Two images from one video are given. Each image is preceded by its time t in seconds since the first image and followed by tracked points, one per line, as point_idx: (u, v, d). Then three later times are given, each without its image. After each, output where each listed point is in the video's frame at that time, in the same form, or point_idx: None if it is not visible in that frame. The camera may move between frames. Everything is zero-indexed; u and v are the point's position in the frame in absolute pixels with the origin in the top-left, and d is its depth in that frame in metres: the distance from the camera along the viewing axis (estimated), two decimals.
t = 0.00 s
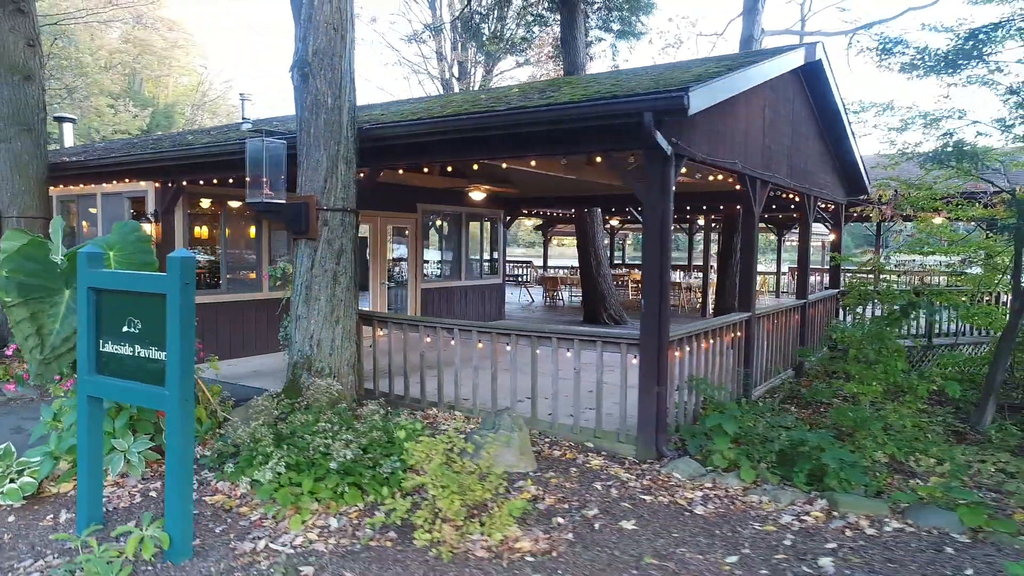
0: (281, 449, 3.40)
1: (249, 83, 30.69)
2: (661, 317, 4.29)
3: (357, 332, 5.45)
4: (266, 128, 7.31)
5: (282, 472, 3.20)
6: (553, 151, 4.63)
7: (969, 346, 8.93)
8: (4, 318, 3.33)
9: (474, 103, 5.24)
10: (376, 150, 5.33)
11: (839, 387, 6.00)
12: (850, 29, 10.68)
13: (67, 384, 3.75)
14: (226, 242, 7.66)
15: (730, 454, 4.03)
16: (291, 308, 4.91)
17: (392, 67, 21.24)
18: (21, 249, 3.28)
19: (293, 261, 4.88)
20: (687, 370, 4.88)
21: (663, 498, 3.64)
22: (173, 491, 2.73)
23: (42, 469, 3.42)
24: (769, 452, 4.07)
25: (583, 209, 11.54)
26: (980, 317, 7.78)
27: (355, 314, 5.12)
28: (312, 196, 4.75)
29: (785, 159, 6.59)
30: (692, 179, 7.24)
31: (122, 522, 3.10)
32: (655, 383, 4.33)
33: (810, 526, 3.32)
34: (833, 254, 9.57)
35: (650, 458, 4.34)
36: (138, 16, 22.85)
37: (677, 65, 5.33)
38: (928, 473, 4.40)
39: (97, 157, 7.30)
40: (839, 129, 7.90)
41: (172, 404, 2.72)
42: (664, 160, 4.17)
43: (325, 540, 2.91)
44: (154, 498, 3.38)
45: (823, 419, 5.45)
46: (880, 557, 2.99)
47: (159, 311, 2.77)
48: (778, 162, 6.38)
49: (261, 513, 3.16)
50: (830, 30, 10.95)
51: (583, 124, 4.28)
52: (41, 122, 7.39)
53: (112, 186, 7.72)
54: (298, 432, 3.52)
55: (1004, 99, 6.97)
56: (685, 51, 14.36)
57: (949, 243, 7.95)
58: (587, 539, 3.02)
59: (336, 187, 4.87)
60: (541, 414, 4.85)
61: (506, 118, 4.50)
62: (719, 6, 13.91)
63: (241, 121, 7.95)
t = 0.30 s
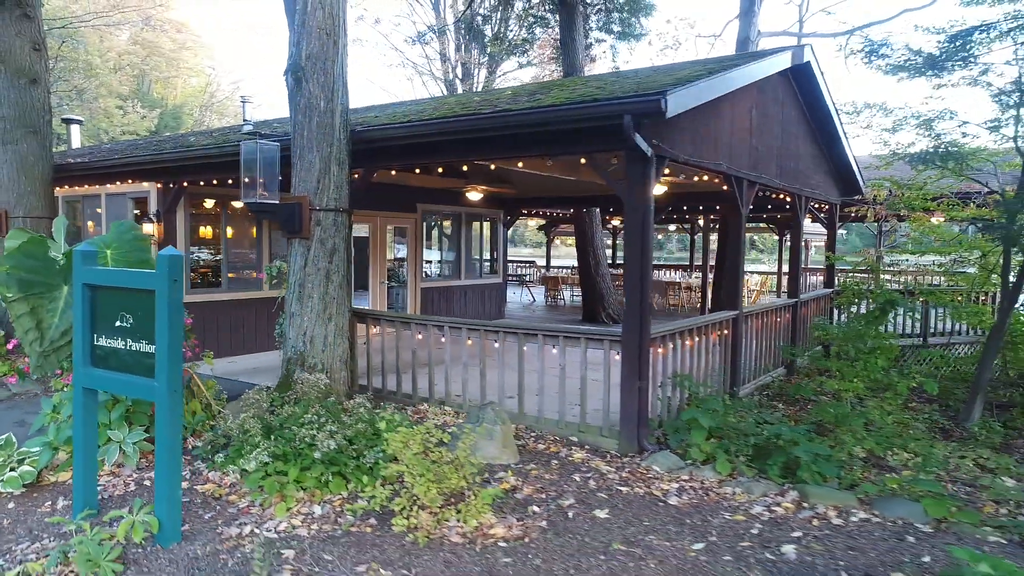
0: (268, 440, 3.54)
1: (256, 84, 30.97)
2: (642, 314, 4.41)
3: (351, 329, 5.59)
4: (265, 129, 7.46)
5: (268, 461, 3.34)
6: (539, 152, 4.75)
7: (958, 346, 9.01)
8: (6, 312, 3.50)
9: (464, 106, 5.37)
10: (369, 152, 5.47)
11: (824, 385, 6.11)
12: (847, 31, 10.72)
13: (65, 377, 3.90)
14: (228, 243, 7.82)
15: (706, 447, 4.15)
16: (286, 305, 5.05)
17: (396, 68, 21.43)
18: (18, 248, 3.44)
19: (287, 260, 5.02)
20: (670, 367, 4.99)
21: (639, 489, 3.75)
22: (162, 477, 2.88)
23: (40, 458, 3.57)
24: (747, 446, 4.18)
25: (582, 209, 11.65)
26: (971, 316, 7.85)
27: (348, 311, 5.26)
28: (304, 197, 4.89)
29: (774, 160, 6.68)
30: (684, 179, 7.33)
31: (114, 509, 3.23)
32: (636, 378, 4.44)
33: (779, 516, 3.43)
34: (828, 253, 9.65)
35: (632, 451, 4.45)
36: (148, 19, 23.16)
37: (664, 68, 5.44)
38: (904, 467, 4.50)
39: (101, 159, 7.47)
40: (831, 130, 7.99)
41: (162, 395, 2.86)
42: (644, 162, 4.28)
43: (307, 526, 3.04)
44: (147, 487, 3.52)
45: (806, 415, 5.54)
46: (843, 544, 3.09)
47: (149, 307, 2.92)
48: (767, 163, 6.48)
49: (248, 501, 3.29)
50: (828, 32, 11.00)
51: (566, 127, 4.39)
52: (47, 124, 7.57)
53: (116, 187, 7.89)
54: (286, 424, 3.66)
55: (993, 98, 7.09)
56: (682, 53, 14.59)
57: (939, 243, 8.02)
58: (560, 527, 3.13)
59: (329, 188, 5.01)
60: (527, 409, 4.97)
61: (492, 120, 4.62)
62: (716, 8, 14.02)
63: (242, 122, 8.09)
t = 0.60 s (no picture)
0: (260, 431, 3.69)
1: (262, 85, 31.22)
2: (625, 311, 4.54)
3: (346, 327, 5.74)
4: (265, 131, 7.61)
5: (260, 452, 3.50)
6: (527, 155, 4.89)
7: (949, 346, 9.12)
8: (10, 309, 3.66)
9: (456, 109, 5.51)
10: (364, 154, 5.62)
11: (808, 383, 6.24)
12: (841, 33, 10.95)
13: (67, 372, 4.06)
14: (229, 243, 7.98)
15: (687, 441, 4.28)
16: (282, 303, 5.20)
17: (399, 70, 21.61)
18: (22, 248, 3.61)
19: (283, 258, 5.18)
20: (655, 364, 5.12)
21: (619, 480, 3.89)
22: (158, 464, 3.03)
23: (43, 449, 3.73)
24: (727, 441, 4.30)
25: (580, 209, 11.78)
26: (959, 315, 7.95)
27: (343, 309, 5.41)
28: (299, 198, 5.04)
29: (763, 161, 6.81)
30: (676, 180, 7.46)
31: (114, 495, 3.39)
32: (620, 374, 4.57)
33: (752, 506, 3.56)
34: (821, 253, 9.76)
35: (616, 444, 4.59)
36: (154, 20, 23.41)
37: (651, 71, 5.56)
38: (882, 461, 4.62)
39: (105, 161, 7.65)
40: (821, 131, 8.10)
41: (158, 386, 3.01)
42: (628, 164, 4.42)
43: (296, 512, 3.19)
44: (145, 475, 3.67)
45: (789, 410, 5.67)
46: (809, 532, 3.22)
47: (146, 303, 3.07)
48: (755, 164, 6.60)
49: (242, 489, 3.44)
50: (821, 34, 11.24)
51: (552, 130, 4.53)
52: (53, 127, 7.76)
53: (120, 188, 8.07)
54: (278, 417, 3.81)
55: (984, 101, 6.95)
56: (680, 54, 15.00)
57: (928, 243, 8.11)
58: (538, 514, 3.27)
59: (324, 189, 5.16)
60: (516, 404, 5.12)
61: (480, 124, 4.75)
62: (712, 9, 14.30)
63: (243, 124, 8.26)
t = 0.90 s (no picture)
0: (257, 421, 3.86)
1: (265, 86, 31.43)
2: (610, 307, 4.69)
3: (343, 324, 5.91)
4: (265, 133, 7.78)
5: (255, 442, 3.67)
6: (517, 157, 5.04)
7: (939, 344, 9.25)
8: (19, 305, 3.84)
9: (450, 112, 5.67)
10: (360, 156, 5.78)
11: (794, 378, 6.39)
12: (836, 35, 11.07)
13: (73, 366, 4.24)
14: (231, 243, 8.15)
15: (669, 433, 4.43)
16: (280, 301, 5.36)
17: (401, 71, 21.78)
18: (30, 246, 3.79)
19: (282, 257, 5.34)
20: (641, 360, 5.28)
21: (602, 470, 4.04)
22: (157, 452, 3.19)
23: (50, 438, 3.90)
24: (708, 433, 4.45)
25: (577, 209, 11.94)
26: (947, 314, 8.09)
27: (339, 306, 5.57)
28: (297, 199, 5.19)
29: (752, 162, 6.95)
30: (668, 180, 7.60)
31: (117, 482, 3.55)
32: (606, 369, 4.72)
33: (728, 494, 3.70)
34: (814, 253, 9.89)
35: (602, 437, 4.74)
36: (159, 22, 23.61)
37: (640, 75, 5.70)
38: (860, 453, 4.76)
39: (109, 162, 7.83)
40: (812, 133, 8.24)
41: (158, 378, 3.18)
42: (613, 166, 4.56)
43: (289, 498, 3.35)
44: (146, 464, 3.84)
45: (774, 405, 5.82)
46: (779, 517, 3.36)
47: (147, 299, 3.23)
48: (743, 165, 6.75)
49: (239, 476, 3.60)
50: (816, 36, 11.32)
51: (540, 133, 4.68)
52: (59, 129, 7.94)
53: (124, 189, 8.25)
54: (273, 409, 3.97)
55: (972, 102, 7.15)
56: (677, 56, 15.18)
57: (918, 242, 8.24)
58: (521, 501, 3.42)
59: (321, 190, 5.32)
60: (506, 398, 5.27)
61: (472, 127, 4.90)
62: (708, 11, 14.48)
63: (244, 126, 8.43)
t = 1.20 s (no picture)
0: (256, 411, 4.05)
1: (269, 88, 31.65)
2: (598, 303, 4.87)
3: (341, 320, 6.09)
4: (267, 134, 7.96)
5: (254, 430, 3.86)
6: (508, 158, 5.21)
7: (929, 341, 9.40)
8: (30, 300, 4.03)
9: (445, 114, 5.85)
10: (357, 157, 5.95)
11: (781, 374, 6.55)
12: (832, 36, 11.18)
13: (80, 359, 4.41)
14: (234, 242, 8.34)
15: (652, 425, 4.60)
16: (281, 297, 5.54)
17: (403, 72, 21.97)
18: (40, 245, 3.97)
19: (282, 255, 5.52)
20: (629, 354, 5.44)
21: (587, 458, 4.21)
22: (162, 438, 3.37)
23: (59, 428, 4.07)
24: (690, 425, 4.62)
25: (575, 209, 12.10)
26: (935, 311, 8.24)
27: (337, 302, 5.75)
28: (296, 199, 5.37)
29: (740, 162, 7.11)
30: (660, 180, 7.75)
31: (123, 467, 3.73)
32: (593, 362, 4.89)
33: (705, 480, 3.87)
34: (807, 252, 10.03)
35: (590, 428, 4.91)
36: (164, 24, 23.84)
37: (629, 77, 5.86)
38: (839, 444, 4.92)
39: (115, 163, 8.02)
40: (802, 133, 8.39)
41: (162, 367, 3.36)
42: (599, 167, 4.73)
43: (286, 482, 3.53)
44: (150, 451, 4.02)
45: (761, 399, 5.97)
46: (752, 501, 3.52)
47: (151, 292, 3.41)
48: (732, 165, 6.91)
49: (238, 462, 3.78)
50: (815, 37, 11.32)
51: (530, 135, 4.85)
52: (66, 130, 8.14)
53: (129, 189, 8.44)
54: (273, 399, 4.17)
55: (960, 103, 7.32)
56: (674, 57, 15.38)
57: (907, 241, 8.39)
58: (507, 485, 3.60)
59: (319, 190, 5.50)
60: (498, 391, 5.45)
61: (464, 129, 5.08)
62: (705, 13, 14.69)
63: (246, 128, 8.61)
